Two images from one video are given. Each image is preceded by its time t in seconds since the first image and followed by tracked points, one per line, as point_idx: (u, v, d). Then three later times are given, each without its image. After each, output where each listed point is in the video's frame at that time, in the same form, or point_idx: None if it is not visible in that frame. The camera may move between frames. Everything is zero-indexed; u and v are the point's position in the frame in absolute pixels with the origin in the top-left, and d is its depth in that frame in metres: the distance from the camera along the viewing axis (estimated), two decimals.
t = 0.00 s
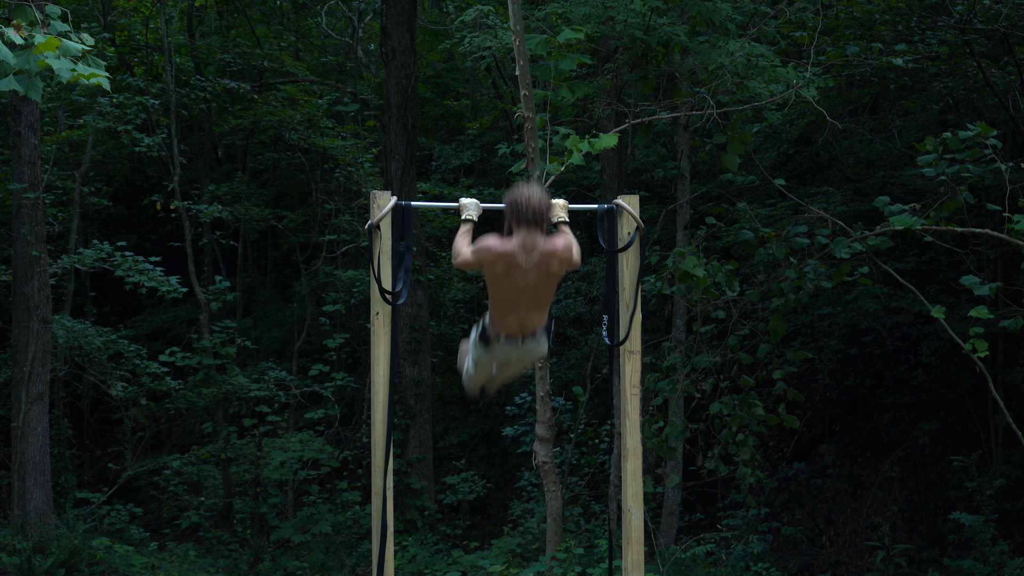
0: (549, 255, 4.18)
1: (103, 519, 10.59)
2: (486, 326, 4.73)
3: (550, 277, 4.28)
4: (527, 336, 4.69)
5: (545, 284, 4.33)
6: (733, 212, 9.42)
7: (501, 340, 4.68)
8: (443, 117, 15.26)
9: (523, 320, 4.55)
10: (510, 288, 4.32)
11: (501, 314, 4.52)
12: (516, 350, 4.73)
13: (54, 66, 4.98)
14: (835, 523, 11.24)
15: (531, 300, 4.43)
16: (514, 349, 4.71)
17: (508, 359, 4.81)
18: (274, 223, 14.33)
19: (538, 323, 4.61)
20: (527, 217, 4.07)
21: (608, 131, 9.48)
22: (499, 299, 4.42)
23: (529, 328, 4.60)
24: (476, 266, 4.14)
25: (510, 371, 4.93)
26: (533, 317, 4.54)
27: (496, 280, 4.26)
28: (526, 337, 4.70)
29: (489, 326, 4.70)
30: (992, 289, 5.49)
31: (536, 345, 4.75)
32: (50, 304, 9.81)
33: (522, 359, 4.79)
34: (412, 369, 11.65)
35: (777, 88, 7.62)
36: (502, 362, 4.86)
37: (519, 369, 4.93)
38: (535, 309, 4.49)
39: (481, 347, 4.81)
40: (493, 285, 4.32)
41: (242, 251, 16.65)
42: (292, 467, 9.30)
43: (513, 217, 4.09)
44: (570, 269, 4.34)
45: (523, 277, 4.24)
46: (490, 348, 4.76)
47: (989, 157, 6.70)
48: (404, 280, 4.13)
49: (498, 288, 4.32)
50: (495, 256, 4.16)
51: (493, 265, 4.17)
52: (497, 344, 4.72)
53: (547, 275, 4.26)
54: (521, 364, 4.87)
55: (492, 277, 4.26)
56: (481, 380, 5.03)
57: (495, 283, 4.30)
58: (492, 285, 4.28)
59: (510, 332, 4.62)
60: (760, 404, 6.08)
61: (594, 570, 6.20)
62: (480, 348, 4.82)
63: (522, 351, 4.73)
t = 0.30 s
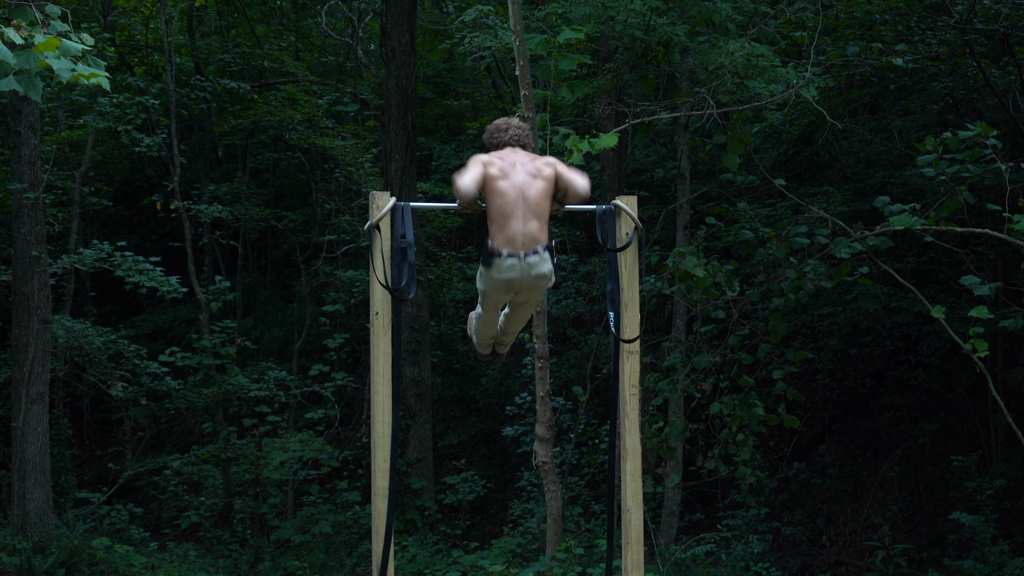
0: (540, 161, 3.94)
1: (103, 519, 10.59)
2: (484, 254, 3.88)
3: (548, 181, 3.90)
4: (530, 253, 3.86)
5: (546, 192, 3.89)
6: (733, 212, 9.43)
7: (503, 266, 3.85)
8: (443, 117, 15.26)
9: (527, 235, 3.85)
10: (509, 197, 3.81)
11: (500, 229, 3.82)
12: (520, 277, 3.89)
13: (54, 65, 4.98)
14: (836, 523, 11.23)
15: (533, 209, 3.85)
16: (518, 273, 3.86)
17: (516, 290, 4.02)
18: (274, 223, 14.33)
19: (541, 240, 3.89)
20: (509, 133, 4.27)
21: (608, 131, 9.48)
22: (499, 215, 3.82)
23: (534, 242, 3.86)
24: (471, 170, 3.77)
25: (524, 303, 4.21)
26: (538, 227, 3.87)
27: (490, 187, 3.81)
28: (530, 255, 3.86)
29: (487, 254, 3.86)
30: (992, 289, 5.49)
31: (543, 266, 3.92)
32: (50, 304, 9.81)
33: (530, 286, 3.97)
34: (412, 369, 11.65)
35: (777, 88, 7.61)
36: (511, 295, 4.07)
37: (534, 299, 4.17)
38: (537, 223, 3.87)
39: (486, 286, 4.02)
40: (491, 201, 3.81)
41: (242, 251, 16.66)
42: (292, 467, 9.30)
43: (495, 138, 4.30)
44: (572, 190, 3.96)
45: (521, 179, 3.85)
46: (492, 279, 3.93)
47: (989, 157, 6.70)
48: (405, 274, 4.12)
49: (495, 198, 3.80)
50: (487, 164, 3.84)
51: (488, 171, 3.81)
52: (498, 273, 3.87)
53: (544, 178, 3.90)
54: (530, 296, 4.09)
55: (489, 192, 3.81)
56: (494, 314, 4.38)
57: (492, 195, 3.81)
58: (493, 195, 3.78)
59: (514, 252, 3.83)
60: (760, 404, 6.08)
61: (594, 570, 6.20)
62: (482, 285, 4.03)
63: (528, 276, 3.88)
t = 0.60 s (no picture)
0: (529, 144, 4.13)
1: (103, 519, 10.59)
2: (486, 206, 3.78)
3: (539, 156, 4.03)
4: (529, 199, 3.76)
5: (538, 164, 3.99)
6: (733, 212, 9.43)
7: (503, 211, 3.73)
8: (443, 117, 15.26)
9: (525, 184, 3.81)
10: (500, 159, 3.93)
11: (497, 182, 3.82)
12: (521, 223, 3.73)
13: (54, 65, 4.98)
14: (836, 523, 11.22)
15: (527, 168, 3.90)
16: (520, 216, 3.72)
17: (520, 249, 3.83)
18: (274, 223, 14.33)
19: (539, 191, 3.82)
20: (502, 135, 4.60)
21: (608, 131, 9.48)
22: (493, 174, 3.87)
23: (531, 188, 3.79)
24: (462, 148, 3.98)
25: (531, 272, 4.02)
26: (534, 180, 3.85)
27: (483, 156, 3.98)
28: (529, 199, 3.76)
29: (486, 206, 3.77)
30: (993, 289, 5.48)
31: (544, 211, 3.78)
32: (50, 304, 9.81)
33: (533, 239, 3.80)
34: (412, 369, 11.64)
35: (777, 88, 7.61)
36: (516, 257, 3.89)
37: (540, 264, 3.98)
38: (534, 178, 3.86)
39: (489, 244, 3.83)
40: (482, 168, 3.92)
41: (242, 251, 16.66)
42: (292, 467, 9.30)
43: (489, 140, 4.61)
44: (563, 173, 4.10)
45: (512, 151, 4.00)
46: (495, 233, 3.76)
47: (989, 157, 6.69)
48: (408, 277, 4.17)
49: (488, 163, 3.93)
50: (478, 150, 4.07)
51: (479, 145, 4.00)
52: (499, 221, 3.73)
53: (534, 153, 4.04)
54: (534, 257, 3.89)
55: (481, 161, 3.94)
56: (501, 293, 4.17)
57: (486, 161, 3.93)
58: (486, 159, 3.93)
59: (512, 196, 3.75)
60: (760, 404, 6.07)
61: (594, 570, 6.20)
62: (485, 247, 3.87)
63: (529, 220, 3.74)
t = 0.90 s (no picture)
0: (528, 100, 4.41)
1: (103, 519, 10.59)
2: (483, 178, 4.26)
3: (536, 115, 4.37)
4: (525, 165, 4.21)
5: (535, 126, 4.37)
6: (733, 212, 9.43)
7: (499, 179, 4.17)
8: (442, 117, 15.27)
9: (520, 156, 4.27)
10: (498, 126, 4.32)
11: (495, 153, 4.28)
12: (519, 184, 4.17)
13: (54, 65, 4.98)
14: (835, 522, 11.22)
15: (523, 135, 4.32)
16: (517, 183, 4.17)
17: (520, 213, 4.24)
18: (274, 223, 14.32)
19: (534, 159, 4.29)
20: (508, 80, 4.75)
21: (608, 131, 9.48)
22: (493, 144, 4.32)
23: (526, 160, 4.24)
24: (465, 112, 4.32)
25: (532, 236, 4.27)
26: (529, 150, 4.30)
27: (483, 121, 4.33)
28: (525, 165, 4.21)
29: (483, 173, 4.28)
30: (992, 289, 5.48)
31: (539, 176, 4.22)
32: (50, 304, 9.81)
33: (530, 199, 4.21)
34: (412, 369, 11.64)
35: (777, 88, 7.61)
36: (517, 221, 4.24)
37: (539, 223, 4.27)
38: (530, 146, 4.31)
39: (489, 212, 4.23)
40: (482, 135, 4.34)
41: (242, 251, 16.66)
42: (292, 467, 9.30)
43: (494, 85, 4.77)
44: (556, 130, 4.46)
45: (510, 110, 4.36)
46: (494, 201, 4.19)
47: (989, 157, 6.69)
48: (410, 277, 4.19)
49: (487, 132, 4.33)
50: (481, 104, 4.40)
51: (480, 108, 4.33)
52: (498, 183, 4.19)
53: (532, 112, 4.37)
54: (534, 216, 4.26)
55: (481, 127, 4.35)
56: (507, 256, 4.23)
57: (486, 130, 4.34)
58: (487, 123, 4.32)
59: (508, 164, 4.20)
60: (760, 404, 6.07)
61: (594, 570, 6.20)
62: (484, 217, 4.26)
63: (526, 180, 4.17)
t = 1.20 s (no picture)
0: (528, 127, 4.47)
1: (103, 519, 10.59)
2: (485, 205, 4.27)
3: (538, 143, 4.39)
4: (527, 190, 4.23)
5: (537, 150, 4.38)
6: (733, 212, 9.43)
7: (501, 204, 4.20)
8: (443, 117, 15.27)
9: (522, 182, 4.27)
10: (501, 150, 4.32)
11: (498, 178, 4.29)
12: (520, 207, 4.19)
13: (54, 65, 4.98)
14: (835, 522, 11.22)
15: (526, 159, 4.32)
16: (520, 207, 4.18)
17: (522, 237, 4.25)
18: (274, 223, 14.32)
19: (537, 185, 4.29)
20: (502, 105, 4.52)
21: (609, 131, 9.49)
22: (495, 168, 4.31)
23: (528, 186, 4.24)
24: (467, 133, 4.30)
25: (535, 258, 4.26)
26: (532, 175, 4.30)
27: (485, 145, 4.34)
28: (528, 190, 4.23)
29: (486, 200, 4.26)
30: (992, 289, 5.49)
31: (540, 201, 4.23)
32: (50, 304, 9.81)
33: (532, 221, 4.22)
34: (412, 369, 11.65)
35: (777, 88, 7.61)
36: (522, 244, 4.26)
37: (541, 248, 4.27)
38: (532, 171, 4.31)
39: (491, 236, 4.24)
40: (485, 159, 4.34)
41: (242, 251, 16.66)
42: (292, 467, 9.30)
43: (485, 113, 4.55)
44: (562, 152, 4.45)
45: (512, 136, 4.38)
46: (495, 226, 4.21)
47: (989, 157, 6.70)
48: (404, 280, 4.15)
49: (490, 155, 4.33)
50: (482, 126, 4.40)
51: (483, 132, 4.35)
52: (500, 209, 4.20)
53: (533, 138, 4.40)
54: (537, 239, 4.26)
55: (484, 152, 4.34)
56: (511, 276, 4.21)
57: (488, 154, 4.34)
58: (490, 146, 4.33)
59: (510, 190, 4.22)
60: (760, 404, 6.07)
61: (594, 570, 6.20)
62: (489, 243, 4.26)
63: (528, 203, 4.20)
